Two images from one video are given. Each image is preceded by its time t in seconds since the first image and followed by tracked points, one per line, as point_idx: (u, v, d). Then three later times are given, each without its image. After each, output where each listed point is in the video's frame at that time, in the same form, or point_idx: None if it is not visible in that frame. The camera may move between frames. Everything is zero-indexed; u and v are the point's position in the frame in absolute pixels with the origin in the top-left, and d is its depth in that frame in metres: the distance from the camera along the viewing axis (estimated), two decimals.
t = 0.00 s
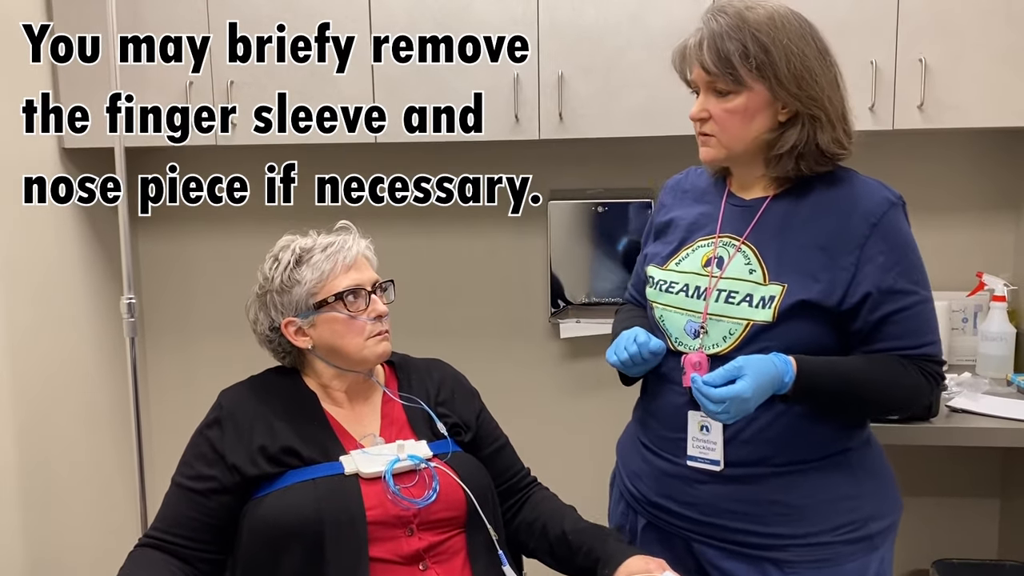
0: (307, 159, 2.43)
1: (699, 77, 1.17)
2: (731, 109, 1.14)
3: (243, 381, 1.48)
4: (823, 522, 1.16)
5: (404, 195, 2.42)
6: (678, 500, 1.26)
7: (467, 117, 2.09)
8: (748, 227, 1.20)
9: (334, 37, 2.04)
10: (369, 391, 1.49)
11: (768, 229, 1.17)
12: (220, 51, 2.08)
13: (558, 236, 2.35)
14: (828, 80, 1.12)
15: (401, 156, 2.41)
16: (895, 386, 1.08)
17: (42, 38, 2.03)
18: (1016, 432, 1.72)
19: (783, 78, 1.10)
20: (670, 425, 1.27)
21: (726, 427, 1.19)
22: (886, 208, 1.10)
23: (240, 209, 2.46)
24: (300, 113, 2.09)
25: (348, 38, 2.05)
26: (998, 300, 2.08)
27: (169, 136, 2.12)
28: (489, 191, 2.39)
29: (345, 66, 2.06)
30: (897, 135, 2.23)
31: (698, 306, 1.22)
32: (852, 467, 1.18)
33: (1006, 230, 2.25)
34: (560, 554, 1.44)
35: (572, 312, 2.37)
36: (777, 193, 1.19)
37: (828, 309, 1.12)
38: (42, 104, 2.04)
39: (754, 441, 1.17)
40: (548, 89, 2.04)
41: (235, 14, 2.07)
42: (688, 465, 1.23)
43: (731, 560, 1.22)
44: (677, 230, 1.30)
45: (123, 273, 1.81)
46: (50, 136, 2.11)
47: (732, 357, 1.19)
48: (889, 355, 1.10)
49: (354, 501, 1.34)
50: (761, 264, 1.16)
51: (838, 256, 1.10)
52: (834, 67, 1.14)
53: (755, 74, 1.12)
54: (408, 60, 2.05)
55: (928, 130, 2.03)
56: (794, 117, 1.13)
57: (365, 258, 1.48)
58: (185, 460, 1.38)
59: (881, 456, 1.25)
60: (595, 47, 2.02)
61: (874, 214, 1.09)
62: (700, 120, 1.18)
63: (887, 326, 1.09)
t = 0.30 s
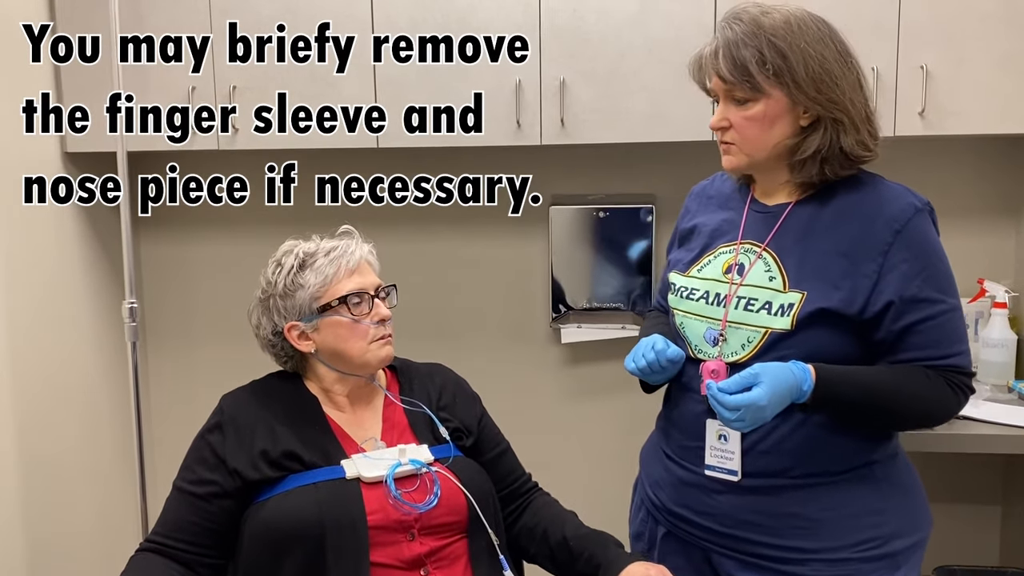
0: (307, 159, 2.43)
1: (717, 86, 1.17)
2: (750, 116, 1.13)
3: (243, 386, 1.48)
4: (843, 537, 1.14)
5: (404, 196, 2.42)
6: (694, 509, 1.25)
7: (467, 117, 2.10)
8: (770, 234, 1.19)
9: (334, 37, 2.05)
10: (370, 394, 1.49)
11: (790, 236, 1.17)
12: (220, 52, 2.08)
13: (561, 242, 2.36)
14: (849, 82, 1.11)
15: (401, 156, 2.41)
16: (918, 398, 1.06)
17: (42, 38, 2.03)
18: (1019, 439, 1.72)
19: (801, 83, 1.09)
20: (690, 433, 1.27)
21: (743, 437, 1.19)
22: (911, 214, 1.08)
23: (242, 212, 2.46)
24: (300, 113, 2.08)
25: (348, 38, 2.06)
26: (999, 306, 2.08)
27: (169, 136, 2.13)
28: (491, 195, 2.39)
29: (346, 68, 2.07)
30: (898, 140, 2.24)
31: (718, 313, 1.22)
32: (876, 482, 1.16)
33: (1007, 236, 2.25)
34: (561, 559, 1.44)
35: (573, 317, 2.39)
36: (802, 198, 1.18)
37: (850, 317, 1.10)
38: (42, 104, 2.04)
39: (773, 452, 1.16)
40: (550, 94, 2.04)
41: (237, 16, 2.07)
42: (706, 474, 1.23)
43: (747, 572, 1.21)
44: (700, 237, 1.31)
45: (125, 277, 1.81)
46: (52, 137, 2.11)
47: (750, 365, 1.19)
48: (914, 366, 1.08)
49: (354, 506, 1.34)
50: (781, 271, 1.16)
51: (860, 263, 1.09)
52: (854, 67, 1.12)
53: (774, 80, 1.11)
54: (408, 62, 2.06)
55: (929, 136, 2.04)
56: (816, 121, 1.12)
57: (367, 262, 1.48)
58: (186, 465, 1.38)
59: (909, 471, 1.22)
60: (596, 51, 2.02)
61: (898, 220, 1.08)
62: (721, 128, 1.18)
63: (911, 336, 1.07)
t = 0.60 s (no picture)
0: (307, 160, 2.43)
1: (739, 83, 1.14)
2: (774, 114, 1.10)
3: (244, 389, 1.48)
4: (860, 549, 1.11)
5: (404, 195, 2.42)
6: (708, 517, 1.22)
7: (467, 117, 2.08)
8: (787, 237, 1.17)
9: (334, 37, 2.05)
10: (370, 398, 1.49)
11: (807, 239, 1.14)
12: (219, 52, 2.08)
13: (561, 242, 2.35)
14: (874, 85, 1.09)
15: (401, 157, 2.41)
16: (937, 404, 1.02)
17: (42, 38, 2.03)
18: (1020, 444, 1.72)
19: (828, 82, 1.06)
20: (706, 439, 1.24)
21: (759, 444, 1.16)
22: (931, 216, 1.05)
23: (243, 213, 2.46)
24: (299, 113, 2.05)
25: (348, 38, 2.06)
26: (999, 311, 2.09)
27: (169, 136, 2.13)
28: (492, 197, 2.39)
29: (346, 70, 2.07)
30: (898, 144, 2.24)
31: (735, 318, 1.19)
32: (896, 492, 1.12)
33: (1007, 241, 2.25)
34: (561, 563, 1.44)
35: (574, 320, 2.39)
36: (821, 202, 1.16)
37: (867, 322, 1.07)
38: (42, 104, 2.04)
39: (791, 459, 1.13)
40: (550, 97, 2.05)
41: (237, 17, 2.07)
42: (722, 481, 1.20)
43: None
44: (717, 241, 1.29)
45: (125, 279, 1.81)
46: (52, 137, 2.11)
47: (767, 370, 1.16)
48: (934, 371, 1.04)
49: (356, 509, 1.34)
50: (798, 275, 1.13)
51: (879, 267, 1.06)
52: (878, 71, 1.11)
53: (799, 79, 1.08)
54: (409, 64, 2.06)
55: (930, 141, 2.04)
56: (840, 122, 1.09)
57: (370, 266, 1.48)
58: (186, 468, 1.38)
59: (931, 481, 1.18)
60: (596, 54, 2.02)
61: (917, 222, 1.05)
62: (741, 127, 1.15)
63: (931, 341, 1.03)
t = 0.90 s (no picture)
0: (307, 160, 2.42)
1: (753, 83, 1.13)
2: (790, 114, 1.09)
3: (244, 391, 1.48)
4: (869, 555, 1.11)
5: (404, 195, 2.41)
6: (716, 521, 1.22)
7: (467, 117, 2.08)
8: (795, 238, 1.17)
9: (334, 37, 2.05)
10: (370, 400, 1.49)
11: (817, 241, 1.14)
12: (220, 52, 2.08)
13: (560, 250, 2.35)
14: (889, 86, 1.09)
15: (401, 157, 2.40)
16: (949, 408, 1.00)
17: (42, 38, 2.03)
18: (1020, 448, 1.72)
19: (845, 82, 1.06)
20: (711, 443, 1.24)
21: (767, 447, 1.16)
22: (943, 218, 1.04)
23: (243, 216, 2.46)
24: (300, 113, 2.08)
25: (348, 38, 2.06)
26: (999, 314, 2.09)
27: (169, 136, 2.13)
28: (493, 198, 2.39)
29: (347, 72, 2.07)
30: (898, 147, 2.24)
31: (743, 319, 1.19)
32: (905, 499, 1.12)
33: (1007, 245, 2.26)
34: (560, 567, 1.43)
35: (573, 323, 2.38)
36: (833, 203, 1.15)
37: (878, 324, 1.07)
38: (42, 104, 2.04)
39: (798, 463, 1.13)
40: (549, 100, 2.05)
41: (238, 18, 2.07)
42: (729, 484, 1.20)
43: None
44: (724, 242, 1.28)
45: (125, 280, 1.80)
46: (51, 137, 2.10)
47: (775, 372, 1.15)
48: (946, 374, 1.03)
49: (355, 512, 1.34)
50: (808, 277, 1.12)
51: (890, 269, 1.06)
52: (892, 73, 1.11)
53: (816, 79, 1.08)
54: (409, 66, 2.06)
55: (929, 144, 2.04)
56: (856, 123, 1.09)
57: (368, 268, 1.48)
58: (184, 470, 1.37)
59: (939, 488, 1.18)
60: (596, 57, 2.02)
61: (928, 224, 1.04)
62: (755, 127, 1.14)
63: (943, 344, 1.02)
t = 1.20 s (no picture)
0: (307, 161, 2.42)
1: (754, 84, 1.13)
2: (791, 115, 1.09)
3: (243, 394, 1.47)
4: (868, 558, 1.11)
5: (404, 195, 2.41)
6: (715, 525, 1.21)
7: (467, 117, 2.07)
8: (796, 242, 1.16)
9: (334, 37, 2.05)
10: (368, 403, 1.49)
11: (817, 244, 1.14)
12: (220, 52, 2.08)
13: (558, 252, 2.36)
14: (890, 88, 1.09)
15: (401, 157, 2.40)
16: (950, 413, 1.00)
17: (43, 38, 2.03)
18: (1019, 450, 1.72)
19: (846, 84, 1.06)
20: (710, 446, 1.24)
21: (766, 451, 1.16)
22: (943, 223, 1.04)
23: (243, 217, 2.46)
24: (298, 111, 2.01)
25: (348, 38, 2.05)
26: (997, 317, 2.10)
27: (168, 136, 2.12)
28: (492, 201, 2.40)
29: (346, 73, 2.07)
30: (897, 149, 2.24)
31: (742, 323, 1.19)
32: (904, 502, 1.12)
33: (1005, 248, 2.26)
34: (559, 569, 1.43)
35: (571, 326, 2.39)
36: (833, 205, 1.15)
37: (878, 329, 1.07)
38: (42, 104, 2.04)
39: (797, 467, 1.13)
40: (549, 102, 2.05)
41: (237, 20, 2.07)
42: (727, 488, 1.20)
43: None
44: (724, 245, 1.28)
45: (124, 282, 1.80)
46: (51, 137, 2.10)
47: (776, 376, 1.15)
48: (947, 379, 1.03)
49: (352, 514, 1.33)
50: (808, 281, 1.12)
51: (891, 273, 1.06)
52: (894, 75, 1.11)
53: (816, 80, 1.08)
54: (409, 67, 2.06)
55: (928, 147, 2.04)
56: (856, 125, 1.09)
57: (365, 270, 1.48)
58: (182, 472, 1.37)
59: (938, 491, 1.18)
60: (595, 60, 2.03)
61: (930, 229, 1.04)
62: (756, 128, 1.14)
63: (944, 349, 1.02)
